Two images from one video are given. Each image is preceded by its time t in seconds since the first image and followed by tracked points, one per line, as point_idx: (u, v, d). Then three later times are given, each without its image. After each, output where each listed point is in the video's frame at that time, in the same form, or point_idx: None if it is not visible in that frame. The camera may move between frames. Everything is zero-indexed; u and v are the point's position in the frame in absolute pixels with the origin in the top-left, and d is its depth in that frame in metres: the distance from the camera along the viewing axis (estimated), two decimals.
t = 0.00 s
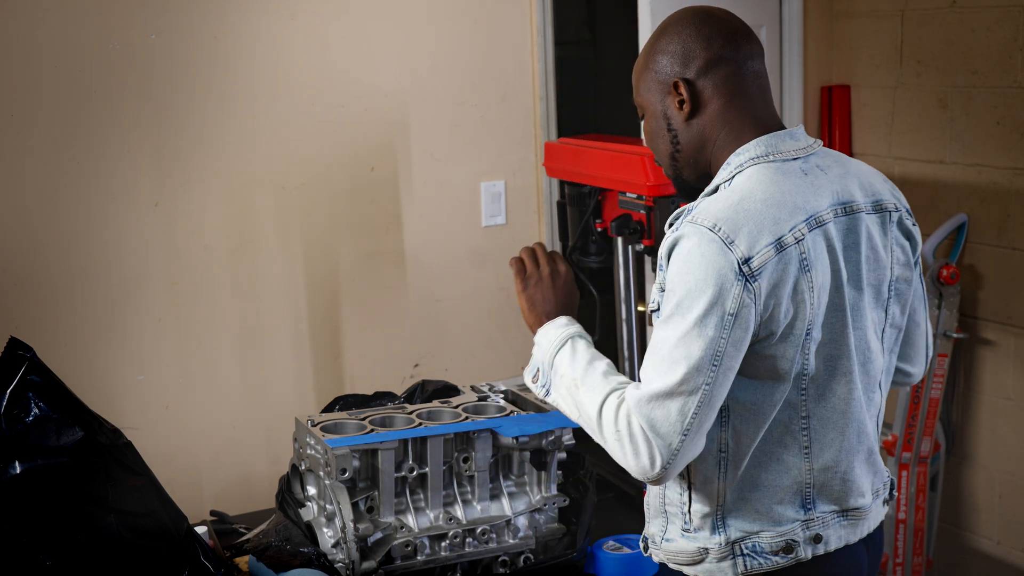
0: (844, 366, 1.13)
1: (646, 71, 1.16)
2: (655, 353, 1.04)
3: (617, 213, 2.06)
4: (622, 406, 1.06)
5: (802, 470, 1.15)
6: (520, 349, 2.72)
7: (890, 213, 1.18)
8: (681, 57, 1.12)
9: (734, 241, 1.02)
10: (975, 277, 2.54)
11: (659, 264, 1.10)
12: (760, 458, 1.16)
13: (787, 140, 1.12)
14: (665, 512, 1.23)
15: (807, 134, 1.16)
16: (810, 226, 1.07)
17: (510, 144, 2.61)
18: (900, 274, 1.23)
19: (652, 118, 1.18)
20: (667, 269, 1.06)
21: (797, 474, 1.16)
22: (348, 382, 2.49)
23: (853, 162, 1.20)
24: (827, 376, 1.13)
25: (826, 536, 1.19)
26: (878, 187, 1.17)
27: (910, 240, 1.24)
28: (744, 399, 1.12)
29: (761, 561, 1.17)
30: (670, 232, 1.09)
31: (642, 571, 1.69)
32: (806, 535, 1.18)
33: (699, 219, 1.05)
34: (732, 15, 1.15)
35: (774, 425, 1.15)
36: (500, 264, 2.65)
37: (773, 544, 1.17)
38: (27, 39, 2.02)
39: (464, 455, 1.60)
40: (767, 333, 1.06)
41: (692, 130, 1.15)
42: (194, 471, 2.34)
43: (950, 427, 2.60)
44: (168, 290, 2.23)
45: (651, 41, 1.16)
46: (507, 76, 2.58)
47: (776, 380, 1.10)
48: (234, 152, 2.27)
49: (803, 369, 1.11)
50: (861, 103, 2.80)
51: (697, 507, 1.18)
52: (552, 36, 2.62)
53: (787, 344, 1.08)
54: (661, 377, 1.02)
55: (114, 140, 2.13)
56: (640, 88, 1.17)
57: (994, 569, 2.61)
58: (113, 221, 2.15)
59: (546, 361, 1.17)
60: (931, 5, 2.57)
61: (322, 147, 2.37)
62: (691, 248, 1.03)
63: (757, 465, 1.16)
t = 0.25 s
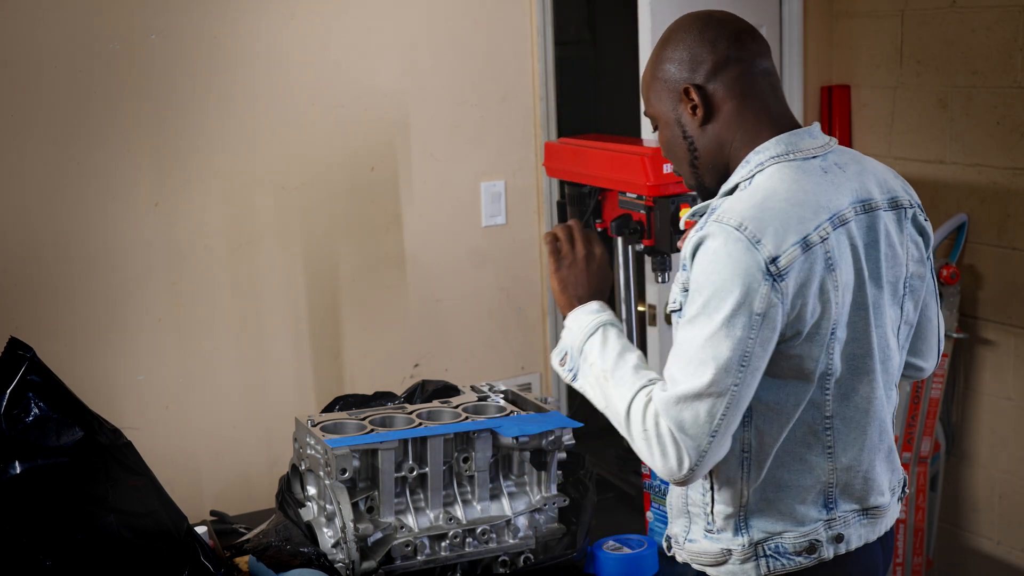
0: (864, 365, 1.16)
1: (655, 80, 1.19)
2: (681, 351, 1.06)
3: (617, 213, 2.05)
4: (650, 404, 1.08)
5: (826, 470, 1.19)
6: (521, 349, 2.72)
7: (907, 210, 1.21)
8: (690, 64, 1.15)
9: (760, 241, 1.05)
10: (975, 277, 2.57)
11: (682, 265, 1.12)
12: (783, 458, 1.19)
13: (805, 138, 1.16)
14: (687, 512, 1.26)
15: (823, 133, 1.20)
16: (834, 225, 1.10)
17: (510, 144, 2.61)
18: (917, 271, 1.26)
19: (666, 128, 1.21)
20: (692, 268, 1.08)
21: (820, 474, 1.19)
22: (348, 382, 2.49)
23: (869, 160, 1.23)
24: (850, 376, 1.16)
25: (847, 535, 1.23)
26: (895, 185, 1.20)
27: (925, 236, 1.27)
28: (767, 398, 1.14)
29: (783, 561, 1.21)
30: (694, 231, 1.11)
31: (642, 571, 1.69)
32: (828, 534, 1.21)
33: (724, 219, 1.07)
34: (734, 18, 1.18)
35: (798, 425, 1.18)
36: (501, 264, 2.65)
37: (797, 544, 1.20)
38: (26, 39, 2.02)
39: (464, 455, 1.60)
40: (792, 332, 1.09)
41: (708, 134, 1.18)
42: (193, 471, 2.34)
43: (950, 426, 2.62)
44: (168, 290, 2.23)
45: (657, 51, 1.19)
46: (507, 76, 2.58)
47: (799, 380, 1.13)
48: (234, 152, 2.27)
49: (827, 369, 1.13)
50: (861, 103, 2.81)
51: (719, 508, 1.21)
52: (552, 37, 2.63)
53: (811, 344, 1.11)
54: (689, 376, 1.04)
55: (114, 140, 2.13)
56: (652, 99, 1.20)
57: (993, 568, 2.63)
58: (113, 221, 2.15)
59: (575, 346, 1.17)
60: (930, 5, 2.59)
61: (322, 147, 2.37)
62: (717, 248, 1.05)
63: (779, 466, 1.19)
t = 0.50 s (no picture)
0: (892, 367, 1.18)
1: (694, 66, 1.17)
2: (721, 350, 1.08)
3: (617, 213, 2.04)
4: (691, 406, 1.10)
5: (851, 472, 1.21)
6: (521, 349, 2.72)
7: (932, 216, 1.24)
8: (734, 54, 1.14)
9: (806, 240, 1.07)
10: (975, 277, 2.57)
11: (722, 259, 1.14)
12: (808, 458, 1.20)
13: (842, 139, 1.17)
14: (706, 510, 1.27)
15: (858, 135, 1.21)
16: (872, 226, 1.13)
17: (510, 144, 2.61)
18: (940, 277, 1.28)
19: (697, 113, 1.19)
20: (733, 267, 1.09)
21: (846, 475, 1.21)
22: (348, 382, 2.49)
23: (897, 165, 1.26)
24: (879, 378, 1.19)
25: (866, 537, 1.25)
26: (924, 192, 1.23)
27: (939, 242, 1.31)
28: (799, 399, 1.16)
29: (803, 561, 1.23)
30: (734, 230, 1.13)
31: (642, 571, 1.69)
32: (848, 535, 1.24)
33: (769, 217, 1.09)
34: (782, 12, 1.17)
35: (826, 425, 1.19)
36: (501, 264, 2.65)
37: (817, 544, 1.23)
38: (26, 39, 2.02)
39: (464, 455, 1.60)
40: (830, 331, 1.11)
41: (742, 129, 1.17)
42: (193, 471, 2.34)
43: (950, 427, 2.62)
44: (168, 290, 2.23)
45: (698, 35, 1.17)
46: (507, 76, 2.58)
47: (832, 381, 1.15)
48: (235, 152, 2.27)
49: (857, 370, 1.15)
50: (861, 103, 2.81)
51: (742, 506, 1.23)
52: (552, 37, 2.63)
53: (846, 345, 1.13)
54: (733, 376, 1.06)
55: (115, 140, 2.13)
56: (687, 83, 1.18)
57: (993, 568, 2.63)
58: (113, 221, 2.15)
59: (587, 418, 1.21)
60: (930, 5, 2.59)
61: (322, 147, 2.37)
62: (762, 245, 1.07)
63: (804, 466, 1.21)
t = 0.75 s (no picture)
0: (927, 364, 1.23)
1: (739, 63, 1.25)
2: (767, 342, 1.14)
3: (617, 213, 2.04)
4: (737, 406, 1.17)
5: (888, 469, 1.26)
6: (521, 349, 2.72)
7: (967, 219, 1.30)
8: (779, 52, 1.21)
9: (843, 231, 1.14)
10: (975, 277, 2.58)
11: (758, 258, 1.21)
12: (848, 455, 1.25)
13: (876, 137, 1.24)
14: (743, 507, 1.33)
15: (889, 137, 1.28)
16: (909, 221, 1.20)
17: (510, 144, 2.61)
18: (975, 280, 1.32)
19: (739, 108, 1.27)
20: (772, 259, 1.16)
21: (884, 473, 1.26)
22: (348, 382, 2.49)
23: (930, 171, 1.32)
24: (915, 376, 1.23)
25: (906, 537, 1.30)
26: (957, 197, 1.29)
27: (977, 246, 1.36)
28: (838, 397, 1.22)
29: (842, 558, 1.29)
30: (772, 226, 1.20)
31: (642, 571, 1.69)
32: (888, 533, 1.29)
33: (807, 211, 1.16)
34: (823, 12, 1.24)
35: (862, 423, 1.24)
36: (501, 264, 2.65)
37: (856, 542, 1.29)
38: (26, 39, 2.02)
39: (464, 455, 1.60)
40: (871, 321, 1.18)
41: (783, 125, 1.25)
42: (193, 471, 2.34)
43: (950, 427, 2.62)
44: (168, 290, 2.23)
45: (743, 32, 1.24)
46: (507, 76, 2.58)
47: (868, 378, 1.20)
48: (235, 152, 2.27)
49: (895, 365, 1.21)
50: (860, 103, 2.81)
51: (780, 503, 1.28)
52: (552, 37, 2.63)
53: (886, 339, 1.19)
54: (779, 369, 1.12)
55: (115, 140, 2.13)
56: (732, 78, 1.25)
57: (992, 568, 2.64)
58: (114, 221, 2.15)
59: (635, 464, 1.30)
60: (930, 5, 2.61)
61: (323, 147, 2.37)
62: (799, 238, 1.14)
63: (842, 463, 1.26)
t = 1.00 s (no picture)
0: (976, 361, 1.22)
1: (778, 75, 1.22)
2: (814, 335, 1.11)
3: (617, 213, 2.05)
4: (778, 396, 1.14)
5: (940, 469, 1.23)
6: (520, 349, 2.72)
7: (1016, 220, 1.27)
8: (814, 58, 1.19)
9: (893, 224, 1.10)
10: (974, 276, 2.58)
11: (810, 249, 1.18)
12: (896, 453, 1.23)
13: (924, 137, 1.20)
14: (796, 507, 1.31)
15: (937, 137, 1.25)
16: (959, 217, 1.15)
17: (510, 144, 2.61)
18: (1020, 283, 1.29)
19: (783, 119, 1.25)
20: (822, 253, 1.13)
21: (935, 472, 1.23)
22: (348, 382, 2.49)
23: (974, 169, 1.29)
24: (967, 374, 1.22)
25: (956, 536, 1.27)
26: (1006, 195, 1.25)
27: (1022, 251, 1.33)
28: (886, 392, 1.18)
29: (893, 558, 1.25)
30: (821, 218, 1.17)
31: (642, 572, 1.69)
32: (938, 533, 1.25)
33: (857, 204, 1.13)
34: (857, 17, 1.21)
35: (914, 422, 1.21)
36: (501, 264, 2.65)
37: (908, 542, 1.24)
38: (26, 38, 2.02)
39: (464, 455, 1.60)
40: (918, 317, 1.14)
41: (828, 129, 1.22)
42: (193, 471, 2.34)
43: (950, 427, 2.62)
44: (168, 290, 2.23)
45: (780, 46, 1.22)
46: (507, 76, 2.58)
47: (919, 371, 1.17)
48: (235, 152, 2.27)
49: (946, 364, 1.18)
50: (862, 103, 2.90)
51: (831, 501, 1.26)
52: (552, 37, 2.63)
53: (934, 334, 1.15)
54: (823, 360, 1.10)
55: (115, 140, 2.13)
56: (773, 91, 1.23)
57: (992, 568, 2.64)
58: (114, 221, 2.15)
59: (665, 408, 1.24)
60: (931, 5, 2.65)
61: (323, 147, 2.37)
62: (850, 230, 1.11)
63: (893, 461, 1.23)
